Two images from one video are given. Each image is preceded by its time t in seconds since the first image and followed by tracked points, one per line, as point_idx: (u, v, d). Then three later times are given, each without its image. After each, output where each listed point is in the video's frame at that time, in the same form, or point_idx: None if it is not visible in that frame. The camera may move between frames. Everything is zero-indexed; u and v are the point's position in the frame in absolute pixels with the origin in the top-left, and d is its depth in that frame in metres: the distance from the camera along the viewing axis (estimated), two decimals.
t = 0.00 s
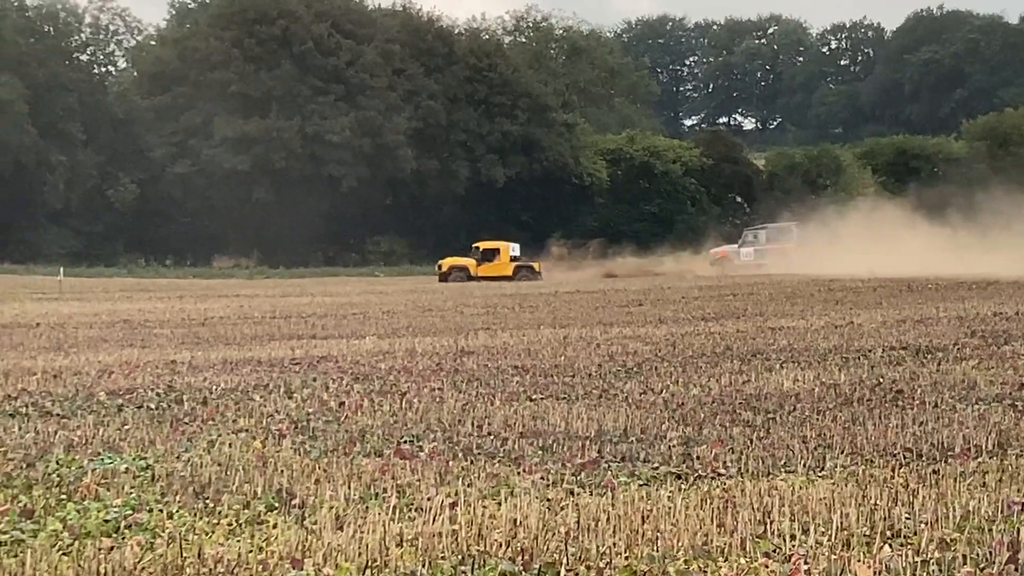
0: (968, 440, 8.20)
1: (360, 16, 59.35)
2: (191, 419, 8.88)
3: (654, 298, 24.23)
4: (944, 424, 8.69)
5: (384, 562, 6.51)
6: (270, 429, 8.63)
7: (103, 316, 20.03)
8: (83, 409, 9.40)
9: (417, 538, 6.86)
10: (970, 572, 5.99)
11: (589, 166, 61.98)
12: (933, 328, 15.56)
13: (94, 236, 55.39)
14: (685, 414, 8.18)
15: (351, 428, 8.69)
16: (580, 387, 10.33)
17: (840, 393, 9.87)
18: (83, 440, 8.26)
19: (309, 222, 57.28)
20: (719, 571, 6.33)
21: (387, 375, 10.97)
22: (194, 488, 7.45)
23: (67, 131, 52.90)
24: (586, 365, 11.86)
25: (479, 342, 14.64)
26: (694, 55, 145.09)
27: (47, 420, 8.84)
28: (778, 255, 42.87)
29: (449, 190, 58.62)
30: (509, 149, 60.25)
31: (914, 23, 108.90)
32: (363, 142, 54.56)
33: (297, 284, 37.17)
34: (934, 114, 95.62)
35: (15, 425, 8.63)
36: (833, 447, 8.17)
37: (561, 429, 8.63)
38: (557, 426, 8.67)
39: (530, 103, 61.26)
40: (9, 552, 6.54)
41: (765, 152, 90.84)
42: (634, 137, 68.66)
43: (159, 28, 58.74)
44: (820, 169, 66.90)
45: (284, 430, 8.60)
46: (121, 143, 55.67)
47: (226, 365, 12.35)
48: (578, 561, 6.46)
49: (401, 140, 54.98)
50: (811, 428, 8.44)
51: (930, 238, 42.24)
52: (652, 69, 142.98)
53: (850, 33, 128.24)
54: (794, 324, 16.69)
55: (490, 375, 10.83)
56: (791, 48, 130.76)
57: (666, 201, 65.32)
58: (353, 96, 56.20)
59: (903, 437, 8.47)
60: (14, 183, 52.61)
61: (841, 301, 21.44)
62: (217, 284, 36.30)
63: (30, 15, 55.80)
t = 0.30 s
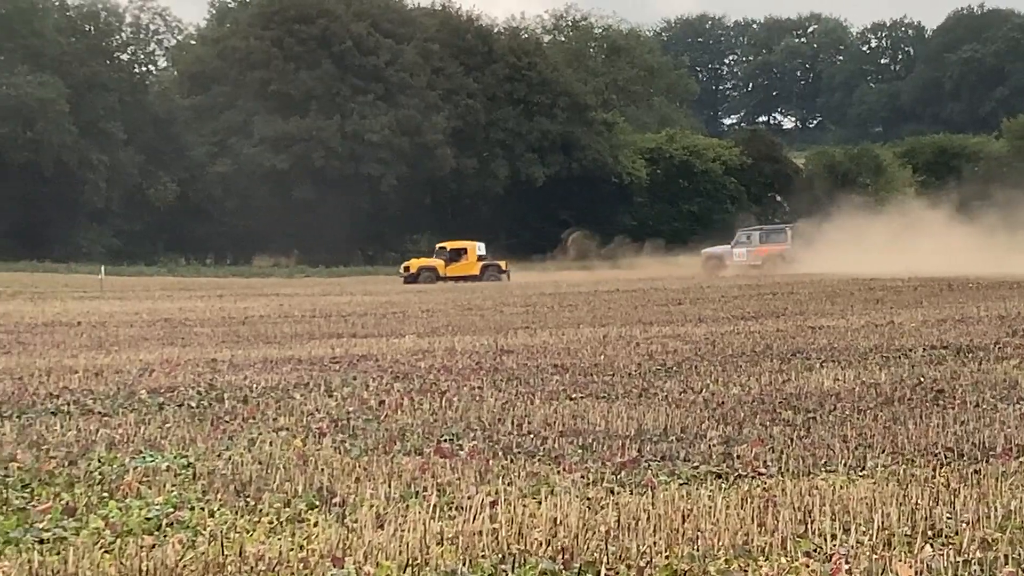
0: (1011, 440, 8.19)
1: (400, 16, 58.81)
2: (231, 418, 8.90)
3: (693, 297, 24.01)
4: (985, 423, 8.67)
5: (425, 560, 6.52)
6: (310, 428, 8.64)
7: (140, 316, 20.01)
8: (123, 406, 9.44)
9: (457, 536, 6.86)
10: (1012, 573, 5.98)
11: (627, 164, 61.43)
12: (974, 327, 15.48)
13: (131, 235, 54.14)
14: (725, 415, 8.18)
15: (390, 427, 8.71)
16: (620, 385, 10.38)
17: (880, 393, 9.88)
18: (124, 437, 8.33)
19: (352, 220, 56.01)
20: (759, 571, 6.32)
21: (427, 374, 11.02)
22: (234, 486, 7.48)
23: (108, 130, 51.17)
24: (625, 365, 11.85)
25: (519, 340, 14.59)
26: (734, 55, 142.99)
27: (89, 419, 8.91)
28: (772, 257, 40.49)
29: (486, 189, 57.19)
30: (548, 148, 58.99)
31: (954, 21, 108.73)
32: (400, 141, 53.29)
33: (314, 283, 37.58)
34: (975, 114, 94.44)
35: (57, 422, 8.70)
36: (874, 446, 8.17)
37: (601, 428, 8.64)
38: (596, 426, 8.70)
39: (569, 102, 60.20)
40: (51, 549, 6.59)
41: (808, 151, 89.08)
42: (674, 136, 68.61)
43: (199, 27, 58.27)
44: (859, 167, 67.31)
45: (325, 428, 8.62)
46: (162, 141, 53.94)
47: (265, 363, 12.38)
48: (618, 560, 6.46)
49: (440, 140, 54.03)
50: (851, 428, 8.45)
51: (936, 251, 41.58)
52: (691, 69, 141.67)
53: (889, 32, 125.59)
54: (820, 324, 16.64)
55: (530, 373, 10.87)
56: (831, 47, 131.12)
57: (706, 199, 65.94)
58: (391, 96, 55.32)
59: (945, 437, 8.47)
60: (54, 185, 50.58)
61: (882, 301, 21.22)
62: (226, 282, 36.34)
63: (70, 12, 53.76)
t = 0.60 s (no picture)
0: None
1: (444, 15, 58.40)
2: (277, 414, 8.94)
3: (738, 297, 23.62)
4: None
5: (470, 558, 6.52)
6: (355, 425, 8.67)
7: (190, 314, 20.01)
8: (170, 404, 9.51)
9: (502, 535, 6.87)
10: None
11: (673, 163, 60.54)
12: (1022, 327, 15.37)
13: (178, 234, 54.16)
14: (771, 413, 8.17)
15: (436, 424, 8.74)
16: (664, 384, 10.44)
17: (926, 393, 9.89)
18: (171, 434, 8.39)
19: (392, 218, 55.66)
20: (806, 569, 6.30)
21: (471, 372, 11.07)
22: (280, 483, 7.49)
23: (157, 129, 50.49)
24: (669, 363, 11.83)
25: (565, 340, 14.53)
26: (779, 52, 137.83)
27: (135, 416, 8.99)
28: (768, 257, 40.73)
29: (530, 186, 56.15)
30: (591, 146, 58.10)
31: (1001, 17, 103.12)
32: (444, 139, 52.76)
33: (347, 284, 38.09)
34: None
35: (105, 419, 8.77)
36: (920, 446, 8.16)
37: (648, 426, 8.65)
38: (642, 424, 8.73)
39: (613, 100, 59.23)
40: (98, 545, 6.65)
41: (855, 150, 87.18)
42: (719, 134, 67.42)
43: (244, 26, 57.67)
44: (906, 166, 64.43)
45: (369, 426, 8.64)
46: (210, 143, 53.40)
47: (311, 360, 12.44)
48: (664, 558, 6.45)
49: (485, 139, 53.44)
50: (899, 426, 8.43)
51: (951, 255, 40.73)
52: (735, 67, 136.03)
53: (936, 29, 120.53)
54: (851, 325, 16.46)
55: (575, 371, 10.91)
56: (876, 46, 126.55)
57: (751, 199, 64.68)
58: (437, 94, 54.84)
59: (993, 436, 8.45)
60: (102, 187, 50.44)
61: (928, 301, 20.84)
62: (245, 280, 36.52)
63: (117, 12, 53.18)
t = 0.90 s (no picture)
0: None
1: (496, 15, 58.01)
2: (328, 413, 8.96)
3: (789, 293, 23.85)
4: None
5: (522, 555, 6.53)
6: (406, 423, 8.70)
7: (241, 311, 20.06)
8: (222, 400, 9.55)
9: (552, 532, 6.88)
10: None
11: (721, 161, 60.63)
12: None
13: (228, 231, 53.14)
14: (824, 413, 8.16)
15: (486, 422, 8.75)
16: (715, 382, 10.49)
17: (978, 391, 9.89)
18: (223, 432, 8.43)
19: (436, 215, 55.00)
20: (857, 568, 6.29)
21: (522, 369, 11.17)
22: (331, 480, 7.52)
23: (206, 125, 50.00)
24: (720, 362, 11.82)
25: (613, 337, 14.63)
26: (830, 50, 132.98)
27: (187, 413, 9.05)
28: (770, 257, 39.90)
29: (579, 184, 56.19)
30: (642, 144, 58.41)
31: None
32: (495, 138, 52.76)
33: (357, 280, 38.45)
34: None
35: (158, 416, 8.84)
36: (973, 445, 8.14)
37: (697, 424, 8.68)
38: (693, 422, 8.74)
39: (664, 98, 59.80)
40: (152, 542, 6.69)
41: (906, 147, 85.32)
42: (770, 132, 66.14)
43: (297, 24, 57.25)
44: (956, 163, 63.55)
45: (420, 424, 8.67)
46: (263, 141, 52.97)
47: (361, 358, 12.47)
48: (716, 557, 6.45)
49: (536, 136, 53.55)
50: (952, 426, 8.43)
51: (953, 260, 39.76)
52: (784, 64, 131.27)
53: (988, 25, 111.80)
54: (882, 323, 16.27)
55: (626, 370, 10.96)
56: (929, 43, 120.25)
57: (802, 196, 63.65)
58: (487, 91, 54.62)
59: None
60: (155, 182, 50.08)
61: (978, 296, 21.41)
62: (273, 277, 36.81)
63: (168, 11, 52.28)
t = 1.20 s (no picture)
0: None
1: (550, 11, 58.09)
2: (383, 409, 8.97)
3: (845, 292, 23.68)
4: None
5: (578, 553, 6.53)
6: (461, 420, 8.71)
7: (293, 309, 20.03)
8: (278, 398, 9.56)
9: (609, 530, 6.88)
10: None
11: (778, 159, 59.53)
12: None
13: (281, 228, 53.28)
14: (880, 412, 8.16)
15: (541, 420, 8.77)
16: (770, 380, 10.52)
17: None
18: (278, 428, 8.46)
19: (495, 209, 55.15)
20: (916, 566, 6.27)
21: (577, 367, 11.20)
22: (387, 477, 7.55)
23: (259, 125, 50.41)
24: (775, 361, 11.85)
25: (668, 335, 14.61)
26: (885, 47, 130.88)
27: (243, 409, 9.09)
28: (771, 256, 39.77)
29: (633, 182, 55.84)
30: (695, 142, 57.48)
31: None
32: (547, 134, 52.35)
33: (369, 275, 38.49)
34: None
35: (214, 413, 8.87)
36: None
37: (753, 423, 8.70)
38: (748, 420, 8.77)
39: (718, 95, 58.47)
40: (208, 538, 6.72)
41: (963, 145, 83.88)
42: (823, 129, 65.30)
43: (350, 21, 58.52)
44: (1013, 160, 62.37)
45: (475, 421, 8.69)
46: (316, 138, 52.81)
47: (415, 356, 12.43)
48: (773, 555, 6.44)
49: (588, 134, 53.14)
50: (1010, 425, 8.41)
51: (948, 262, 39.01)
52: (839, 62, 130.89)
53: None
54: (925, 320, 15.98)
55: (682, 368, 11.00)
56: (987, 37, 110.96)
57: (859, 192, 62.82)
58: (540, 90, 54.47)
59: None
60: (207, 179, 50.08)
61: None
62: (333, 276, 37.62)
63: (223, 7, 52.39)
